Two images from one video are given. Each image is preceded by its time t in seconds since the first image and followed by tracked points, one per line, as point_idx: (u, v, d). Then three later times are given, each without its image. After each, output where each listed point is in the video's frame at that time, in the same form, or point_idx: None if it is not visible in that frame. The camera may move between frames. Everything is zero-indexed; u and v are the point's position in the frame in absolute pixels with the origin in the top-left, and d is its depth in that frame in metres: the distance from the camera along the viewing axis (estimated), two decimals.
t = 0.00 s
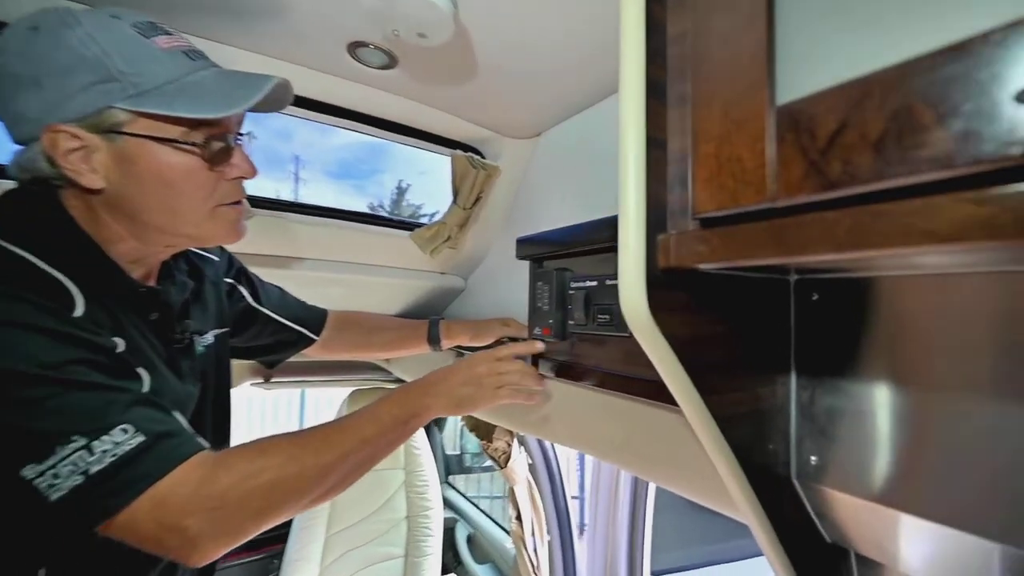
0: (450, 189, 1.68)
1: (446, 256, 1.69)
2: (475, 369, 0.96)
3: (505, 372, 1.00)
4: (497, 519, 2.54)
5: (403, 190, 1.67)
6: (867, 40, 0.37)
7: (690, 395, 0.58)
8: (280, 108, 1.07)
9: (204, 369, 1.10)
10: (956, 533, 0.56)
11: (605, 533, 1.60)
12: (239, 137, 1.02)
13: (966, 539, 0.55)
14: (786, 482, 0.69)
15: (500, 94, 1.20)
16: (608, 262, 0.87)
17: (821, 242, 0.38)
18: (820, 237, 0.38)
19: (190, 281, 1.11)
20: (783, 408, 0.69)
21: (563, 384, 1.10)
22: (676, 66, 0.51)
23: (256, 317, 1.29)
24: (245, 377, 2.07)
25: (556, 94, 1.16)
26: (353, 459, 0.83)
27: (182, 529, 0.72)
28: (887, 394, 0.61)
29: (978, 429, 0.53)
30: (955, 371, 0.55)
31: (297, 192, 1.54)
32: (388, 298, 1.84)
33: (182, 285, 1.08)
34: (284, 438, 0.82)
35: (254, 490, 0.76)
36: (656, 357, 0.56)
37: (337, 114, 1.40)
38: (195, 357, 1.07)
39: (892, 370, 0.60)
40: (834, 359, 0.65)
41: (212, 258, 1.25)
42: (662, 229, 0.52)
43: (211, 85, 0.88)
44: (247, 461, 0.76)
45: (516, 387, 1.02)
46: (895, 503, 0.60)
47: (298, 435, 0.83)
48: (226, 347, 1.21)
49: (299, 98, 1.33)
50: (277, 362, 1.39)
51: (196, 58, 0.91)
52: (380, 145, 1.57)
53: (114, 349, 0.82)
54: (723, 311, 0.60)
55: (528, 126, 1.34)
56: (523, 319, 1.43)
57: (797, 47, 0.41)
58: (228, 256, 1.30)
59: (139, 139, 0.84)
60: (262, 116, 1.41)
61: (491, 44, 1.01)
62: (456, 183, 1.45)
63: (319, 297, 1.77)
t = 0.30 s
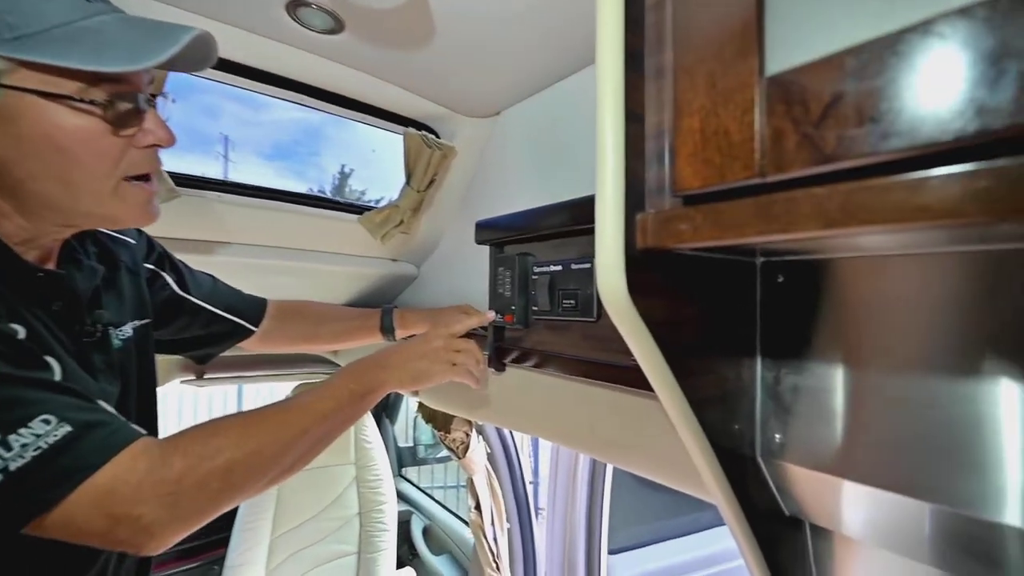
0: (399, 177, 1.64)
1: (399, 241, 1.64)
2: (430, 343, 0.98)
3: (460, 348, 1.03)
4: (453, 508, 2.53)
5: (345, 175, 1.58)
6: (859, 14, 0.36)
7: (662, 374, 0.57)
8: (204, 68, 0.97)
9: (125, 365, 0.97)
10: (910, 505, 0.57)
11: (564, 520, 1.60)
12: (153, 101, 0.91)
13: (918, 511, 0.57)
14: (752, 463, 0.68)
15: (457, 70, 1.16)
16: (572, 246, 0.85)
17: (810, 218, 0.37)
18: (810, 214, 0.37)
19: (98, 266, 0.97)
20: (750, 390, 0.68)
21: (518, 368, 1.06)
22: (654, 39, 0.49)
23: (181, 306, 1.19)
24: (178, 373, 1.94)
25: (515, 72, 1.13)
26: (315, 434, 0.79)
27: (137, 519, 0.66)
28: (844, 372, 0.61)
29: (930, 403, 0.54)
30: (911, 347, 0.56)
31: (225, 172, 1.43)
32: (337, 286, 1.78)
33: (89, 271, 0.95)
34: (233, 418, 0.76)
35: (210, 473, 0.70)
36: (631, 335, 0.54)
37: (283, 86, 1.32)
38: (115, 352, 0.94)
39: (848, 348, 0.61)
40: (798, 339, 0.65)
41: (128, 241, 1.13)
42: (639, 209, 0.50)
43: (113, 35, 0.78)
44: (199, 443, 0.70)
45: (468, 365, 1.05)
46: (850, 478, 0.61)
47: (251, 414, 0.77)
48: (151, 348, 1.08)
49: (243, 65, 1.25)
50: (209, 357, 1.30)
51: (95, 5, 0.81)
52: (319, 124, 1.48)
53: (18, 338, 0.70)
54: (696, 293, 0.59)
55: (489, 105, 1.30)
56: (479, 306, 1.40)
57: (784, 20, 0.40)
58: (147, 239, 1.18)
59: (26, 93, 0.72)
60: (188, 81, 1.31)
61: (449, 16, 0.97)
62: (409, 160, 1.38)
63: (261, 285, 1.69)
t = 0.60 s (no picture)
0: (384, 176, 1.60)
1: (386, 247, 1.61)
2: (424, 354, 0.99)
3: (453, 360, 1.03)
4: (445, 514, 2.52)
5: (330, 177, 1.53)
6: (869, 30, 0.36)
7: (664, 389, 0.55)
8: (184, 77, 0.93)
9: (113, 381, 0.93)
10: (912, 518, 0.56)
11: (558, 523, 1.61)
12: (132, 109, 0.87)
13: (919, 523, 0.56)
14: (752, 475, 0.67)
15: (444, 75, 1.14)
16: (565, 254, 0.83)
17: (820, 236, 0.35)
18: (820, 231, 0.35)
19: (80, 282, 0.93)
20: (750, 402, 0.67)
21: (512, 378, 1.05)
22: (652, 47, 0.48)
23: (168, 321, 1.15)
24: (162, 384, 1.90)
25: (504, 77, 1.11)
26: (311, 443, 0.77)
27: (132, 536, 0.63)
28: (843, 384, 0.60)
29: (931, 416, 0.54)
30: (910, 360, 0.55)
31: (211, 181, 1.39)
32: (324, 292, 1.75)
33: (71, 287, 0.90)
34: (228, 433, 0.74)
35: (206, 486, 0.68)
36: (630, 350, 0.52)
37: (260, 93, 1.27)
38: (99, 369, 0.90)
39: (847, 359, 0.60)
40: (797, 349, 0.64)
41: (110, 255, 1.09)
42: (639, 222, 0.48)
43: (88, 44, 0.74)
44: (193, 458, 0.68)
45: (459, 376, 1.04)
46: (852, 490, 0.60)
47: (244, 429, 0.75)
48: (137, 361, 1.05)
49: (218, 73, 1.20)
50: (198, 371, 1.26)
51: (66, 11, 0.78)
52: (304, 128, 1.42)
53: None
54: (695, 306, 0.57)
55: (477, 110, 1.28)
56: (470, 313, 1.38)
57: (790, 31, 0.38)
58: (131, 252, 1.15)
59: None
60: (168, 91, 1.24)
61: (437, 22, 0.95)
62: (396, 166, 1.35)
63: (247, 293, 1.66)
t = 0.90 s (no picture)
0: (384, 178, 1.59)
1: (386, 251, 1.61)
2: (431, 356, 1.00)
3: (457, 362, 1.04)
4: (447, 516, 2.53)
5: (325, 177, 1.52)
6: (882, 37, 0.36)
7: (675, 398, 0.55)
8: (177, 74, 0.90)
9: (112, 392, 0.93)
10: (920, 520, 0.57)
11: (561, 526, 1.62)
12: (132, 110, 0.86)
13: (925, 525, 0.57)
14: (761, 478, 0.67)
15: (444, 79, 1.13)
16: (571, 258, 0.83)
17: (838, 246, 0.35)
18: (837, 241, 0.35)
19: (77, 291, 0.92)
20: (759, 405, 0.67)
21: (515, 383, 1.05)
22: (661, 54, 0.48)
23: (166, 329, 1.15)
24: (161, 391, 1.89)
25: (504, 81, 1.11)
26: (319, 449, 0.77)
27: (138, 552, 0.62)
28: (849, 388, 0.61)
29: (937, 420, 0.54)
30: (916, 363, 0.56)
31: (203, 184, 1.37)
32: (323, 296, 1.75)
33: (68, 297, 0.89)
34: (236, 440, 0.73)
35: (215, 495, 0.67)
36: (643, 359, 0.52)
37: (259, 97, 1.27)
38: (99, 380, 0.89)
39: (853, 362, 0.60)
40: (806, 353, 0.64)
41: (110, 263, 1.08)
42: (651, 229, 0.48)
43: (90, 48, 0.74)
44: (200, 467, 0.68)
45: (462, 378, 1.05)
46: (860, 492, 0.61)
47: (251, 436, 0.74)
48: (137, 372, 1.04)
49: (215, 77, 1.19)
50: (198, 379, 1.25)
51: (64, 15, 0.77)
52: (297, 129, 1.41)
53: None
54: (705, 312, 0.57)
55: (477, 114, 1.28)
56: (471, 317, 1.39)
57: (804, 37, 0.38)
58: (129, 259, 1.14)
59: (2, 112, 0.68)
60: (159, 96, 1.23)
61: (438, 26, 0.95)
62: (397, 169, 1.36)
63: (247, 299, 1.66)
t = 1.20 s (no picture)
0: (375, 183, 1.56)
1: (379, 253, 1.60)
2: (431, 360, 0.99)
3: (456, 365, 1.03)
4: (436, 522, 2.52)
5: (303, 181, 1.48)
6: (916, 30, 0.35)
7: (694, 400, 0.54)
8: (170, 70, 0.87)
9: (101, 400, 0.89)
10: (921, 512, 0.59)
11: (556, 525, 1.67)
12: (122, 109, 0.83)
13: (924, 518, 0.60)
14: (772, 476, 0.67)
15: (440, 79, 1.13)
16: (572, 260, 0.84)
17: (876, 238, 0.35)
18: (871, 236, 0.35)
19: (64, 295, 0.88)
20: (769, 404, 0.66)
21: (515, 386, 1.04)
22: (679, 51, 0.48)
23: (154, 334, 1.11)
24: (142, 400, 1.84)
25: (501, 81, 1.11)
26: (322, 455, 0.75)
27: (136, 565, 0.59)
28: (855, 387, 0.62)
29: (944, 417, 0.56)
30: (921, 361, 0.57)
31: (175, 184, 1.32)
32: (311, 300, 1.72)
33: (54, 300, 0.86)
34: (236, 447, 0.71)
35: (216, 505, 0.65)
36: (664, 359, 0.51)
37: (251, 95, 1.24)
38: (87, 387, 0.86)
39: (857, 361, 0.61)
40: (815, 350, 0.64)
41: (93, 265, 1.04)
42: (671, 227, 0.48)
43: (82, 37, 0.71)
44: (199, 476, 0.65)
45: (462, 381, 1.03)
46: (866, 488, 0.63)
47: (250, 443, 0.72)
48: (124, 379, 1.00)
49: (201, 72, 1.15)
50: (185, 387, 1.22)
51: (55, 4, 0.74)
52: (275, 130, 1.37)
53: None
54: (720, 309, 0.57)
55: (472, 115, 1.27)
56: (467, 320, 1.38)
57: (834, 32, 0.38)
58: (114, 262, 1.09)
59: None
60: (142, 93, 1.20)
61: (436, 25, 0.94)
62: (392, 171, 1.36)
63: (234, 303, 1.62)
